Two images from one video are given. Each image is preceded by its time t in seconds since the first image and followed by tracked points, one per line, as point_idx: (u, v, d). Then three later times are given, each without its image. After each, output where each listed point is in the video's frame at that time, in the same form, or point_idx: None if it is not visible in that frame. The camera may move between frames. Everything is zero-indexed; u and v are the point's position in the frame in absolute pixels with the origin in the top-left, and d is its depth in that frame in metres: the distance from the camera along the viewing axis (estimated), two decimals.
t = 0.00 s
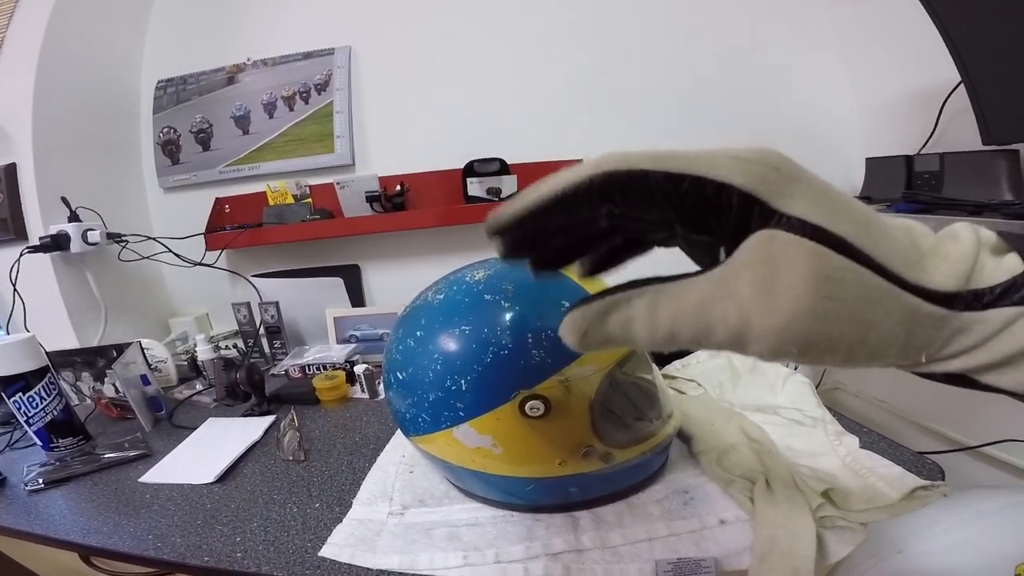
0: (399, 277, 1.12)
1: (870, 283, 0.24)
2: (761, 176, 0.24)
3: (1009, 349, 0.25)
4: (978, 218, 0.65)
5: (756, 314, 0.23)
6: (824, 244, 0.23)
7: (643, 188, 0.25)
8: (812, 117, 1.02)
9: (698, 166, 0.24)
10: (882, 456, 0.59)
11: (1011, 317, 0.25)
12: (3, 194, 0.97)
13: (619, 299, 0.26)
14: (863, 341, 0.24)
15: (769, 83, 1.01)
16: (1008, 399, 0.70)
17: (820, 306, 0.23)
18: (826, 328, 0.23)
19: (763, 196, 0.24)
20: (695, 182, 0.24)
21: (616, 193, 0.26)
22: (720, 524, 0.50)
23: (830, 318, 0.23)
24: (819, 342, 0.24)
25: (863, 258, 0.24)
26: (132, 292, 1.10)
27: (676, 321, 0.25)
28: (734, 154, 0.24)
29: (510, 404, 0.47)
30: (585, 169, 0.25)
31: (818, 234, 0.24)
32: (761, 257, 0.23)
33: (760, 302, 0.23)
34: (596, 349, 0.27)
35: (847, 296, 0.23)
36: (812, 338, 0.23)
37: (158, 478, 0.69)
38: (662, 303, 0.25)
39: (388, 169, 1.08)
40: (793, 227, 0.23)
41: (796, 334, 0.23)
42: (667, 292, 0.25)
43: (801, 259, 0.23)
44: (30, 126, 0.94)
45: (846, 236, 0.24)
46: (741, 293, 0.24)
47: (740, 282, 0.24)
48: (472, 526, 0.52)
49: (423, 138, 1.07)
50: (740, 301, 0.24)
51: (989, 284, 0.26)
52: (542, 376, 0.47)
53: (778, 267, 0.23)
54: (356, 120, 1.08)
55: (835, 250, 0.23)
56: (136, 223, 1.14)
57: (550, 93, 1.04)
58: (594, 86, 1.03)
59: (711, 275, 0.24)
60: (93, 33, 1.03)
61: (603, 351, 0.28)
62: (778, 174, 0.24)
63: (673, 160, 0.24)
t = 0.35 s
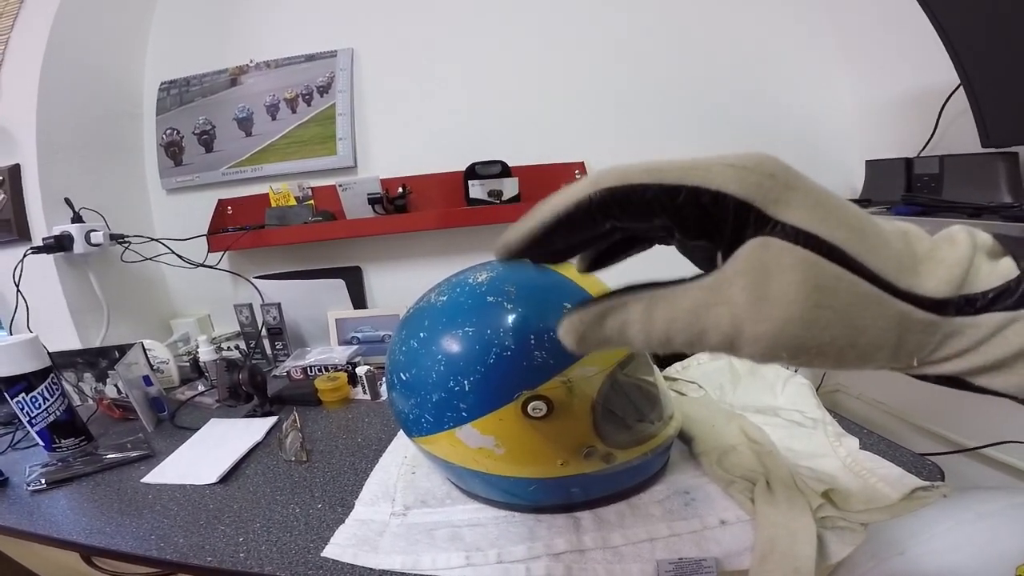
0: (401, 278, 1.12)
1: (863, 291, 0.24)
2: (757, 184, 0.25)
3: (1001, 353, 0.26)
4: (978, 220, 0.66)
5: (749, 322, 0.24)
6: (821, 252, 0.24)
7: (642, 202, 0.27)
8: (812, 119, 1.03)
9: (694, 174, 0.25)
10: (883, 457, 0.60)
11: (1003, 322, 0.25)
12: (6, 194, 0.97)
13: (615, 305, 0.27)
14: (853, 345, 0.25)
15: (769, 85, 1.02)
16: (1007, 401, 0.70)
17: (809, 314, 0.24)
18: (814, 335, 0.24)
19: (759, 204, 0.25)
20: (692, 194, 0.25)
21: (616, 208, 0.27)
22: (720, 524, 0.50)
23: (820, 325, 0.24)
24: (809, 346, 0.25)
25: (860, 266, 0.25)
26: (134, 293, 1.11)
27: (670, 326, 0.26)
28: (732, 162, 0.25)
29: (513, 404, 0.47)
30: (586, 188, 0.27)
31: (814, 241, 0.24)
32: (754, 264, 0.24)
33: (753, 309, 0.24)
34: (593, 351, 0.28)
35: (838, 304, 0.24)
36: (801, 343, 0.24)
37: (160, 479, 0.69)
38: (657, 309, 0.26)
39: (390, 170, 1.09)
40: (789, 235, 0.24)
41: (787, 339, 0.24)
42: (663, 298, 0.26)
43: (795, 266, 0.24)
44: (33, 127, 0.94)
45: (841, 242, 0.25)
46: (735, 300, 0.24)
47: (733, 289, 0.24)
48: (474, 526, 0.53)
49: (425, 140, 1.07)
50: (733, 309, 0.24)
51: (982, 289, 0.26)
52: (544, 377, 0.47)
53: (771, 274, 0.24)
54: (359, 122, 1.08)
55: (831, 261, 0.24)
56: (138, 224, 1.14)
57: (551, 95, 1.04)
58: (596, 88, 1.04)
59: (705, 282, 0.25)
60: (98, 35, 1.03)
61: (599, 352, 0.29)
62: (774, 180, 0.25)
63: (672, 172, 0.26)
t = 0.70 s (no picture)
0: (402, 279, 1.13)
1: (860, 291, 0.24)
2: (753, 185, 0.24)
3: (1003, 353, 0.25)
4: (976, 223, 0.67)
5: (746, 323, 0.23)
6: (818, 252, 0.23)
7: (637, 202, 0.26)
8: (811, 122, 1.04)
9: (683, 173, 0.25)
10: (880, 458, 0.60)
11: (1003, 323, 0.25)
12: (10, 195, 0.97)
13: (607, 309, 0.27)
14: (851, 347, 0.24)
15: (769, 88, 1.03)
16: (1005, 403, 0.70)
17: (808, 316, 0.23)
18: (812, 337, 0.23)
19: (755, 206, 0.24)
20: (686, 194, 0.25)
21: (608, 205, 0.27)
22: (720, 523, 0.51)
23: (818, 328, 0.23)
24: (809, 350, 0.24)
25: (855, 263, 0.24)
26: (136, 293, 1.11)
27: (666, 327, 0.25)
28: (726, 159, 0.25)
29: (514, 404, 0.48)
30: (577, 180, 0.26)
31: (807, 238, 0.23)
32: (749, 266, 0.23)
33: (750, 312, 0.23)
34: (589, 354, 0.28)
35: (838, 306, 0.23)
36: (800, 346, 0.24)
37: (162, 478, 0.69)
38: (652, 313, 0.26)
39: (392, 172, 1.09)
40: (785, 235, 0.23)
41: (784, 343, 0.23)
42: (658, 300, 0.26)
43: (791, 266, 0.23)
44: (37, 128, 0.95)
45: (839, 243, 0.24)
46: (733, 303, 0.24)
47: (730, 292, 0.24)
48: (475, 526, 0.53)
49: (427, 142, 1.08)
50: (730, 311, 0.24)
51: (983, 288, 0.26)
52: (546, 377, 0.48)
53: (768, 276, 0.23)
54: (361, 124, 1.09)
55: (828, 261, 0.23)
56: (140, 225, 1.15)
57: (553, 97, 1.05)
58: (597, 91, 1.04)
59: (703, 284, 0.25)
60: (102, 36, 1.04)
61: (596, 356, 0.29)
62: (768, 183, 0.24)
63: (665, 169, 0.25)
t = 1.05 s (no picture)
0: (403, 279, 1.13)
1: (864, 289, 0.24)
2: (760, 181, 0.24)
3: (1001, 357, 0.26)
4: (973, 222, 0.67)
5: (741, 314, 0.25)
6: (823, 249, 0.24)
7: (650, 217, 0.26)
8: (811, 121, 1.04)
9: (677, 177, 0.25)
10: (879, 455, 0.61)
11: (1002, 327, 0.25)
12: (11, 195, 0.97)
13: (606, 291, 0.28)
14: (847, 347, 0.25)
15: (769, 88, 1.03)
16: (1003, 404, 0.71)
17: (806, 311, 0.24)
18: (806, 332, 0.24)
19: (766, 201, 0.24)
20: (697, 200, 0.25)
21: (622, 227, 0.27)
22: (720, 520, 0.51)
23: (814, 324, 0.24)
24: (802, 346, 0.25)
25: (860, 262, 0.24)
26: (137, 293, 1.11)
27: (662, 316, 0.27)
28: (730, 160, 0.24)
29: (516, 402, 0.48)
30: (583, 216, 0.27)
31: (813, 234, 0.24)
32: (753, 260, 0.24)
33: (747, 304, 0.24)
34: (591, 330, 0.30)
35: (837, 304, 0.24)
36: (793, 341, 0.24)
37: (164, 478, 0.69)
38: (652, 297, 0.27)
39: (392, 172, 1.10)
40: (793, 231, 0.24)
41: (777, 337, 0.24)
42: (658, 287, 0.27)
43: (793, 262, 0.23)
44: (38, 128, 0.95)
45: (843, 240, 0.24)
46: (731, 293, 0.25)
47: (730, 284, 0.25)
48: (477, 523, 0.53)
49: (427, 142, 1.08)
50: (728, 302, 0.25)
51: (984, 292, 0.26)
52: (548, 375, 0.48)
53: (768, 270, 0.24)
54: (362, 124, 1.09)
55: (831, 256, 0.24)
56: (141, 225, 1.15)
57: (553, 98, 1.05)
58: (597, 91, 1.04)
59: (705, 274, 0.25)
60: (103, 36, 1.04)
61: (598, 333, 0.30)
62: (780, 177, 0.24)
63: (670, 184, 0.25)
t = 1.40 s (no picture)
0: (403, 279, 1.13)
1: (884, 307, 0.23)
2: (776, 188, 0.24)
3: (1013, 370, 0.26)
4: (972, 221, 0.67)
5: (769, 343, 0.23)
6: (843, 265, 0.23)
7: (649, 188, 0.25)
8: (811, 120, 1.04)
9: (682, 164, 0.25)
10: (880, 454, 0.61)
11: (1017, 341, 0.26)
12: (12, 195, 0.97)
13: (618, 330, 0.26)
14: (872, 366, 0.24)
15: (769, 87, 1.03)
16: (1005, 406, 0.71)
17: (834, 331, 0.22)
18: (838, 353, 0.23)
19: (777, 209, 0.24)
20: (703, 186, 0.24)
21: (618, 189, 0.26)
22: (723, 519, 0.51)
23: (842, 345, 0.23)
24: (830, 368, 0.23)
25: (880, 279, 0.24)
26: (138, 294, 1.11)
27: (681, 349, 0.24)
28: (752, 159, 0.24)
29: (519, 402, 0.48)
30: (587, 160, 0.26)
31: (829, 250, 0.23)
32: (774, 275, 0.23)
33: (774, 331, 0.22)
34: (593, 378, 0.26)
35: (862, 320, 0.23)
36: (821, 366, 0.23)
37: (165, 478, 0.69)
38: (665, 329, 0.25)
39: (393, 172, 1.10)
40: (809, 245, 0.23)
41: (808, 363, 0.23)
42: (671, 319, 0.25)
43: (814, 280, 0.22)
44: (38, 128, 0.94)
45: (862, 254, 0.24)
46: (755, 321, 0.22)
47: (752, 305, 0.23)
48: (479, 523, 0.53)
49: (428, 142, 1.08)
50: (754, 330, 0.23)
51: (1000, 307, 0.27)
52: (551, 375, 0.48)
53: (790, 290, 0.22)
54: (362, 124, 1.09)
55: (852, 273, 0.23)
56: (141, 225, 1.14)
57: (554, 97, 1.05)
58: (598, 90, 1.04)
59: (724, 298, 0.24)
60: (102, 36, 1.04)
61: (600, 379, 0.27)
62: (798, 186, 0.24)
63: (684, 161, 0.24)
